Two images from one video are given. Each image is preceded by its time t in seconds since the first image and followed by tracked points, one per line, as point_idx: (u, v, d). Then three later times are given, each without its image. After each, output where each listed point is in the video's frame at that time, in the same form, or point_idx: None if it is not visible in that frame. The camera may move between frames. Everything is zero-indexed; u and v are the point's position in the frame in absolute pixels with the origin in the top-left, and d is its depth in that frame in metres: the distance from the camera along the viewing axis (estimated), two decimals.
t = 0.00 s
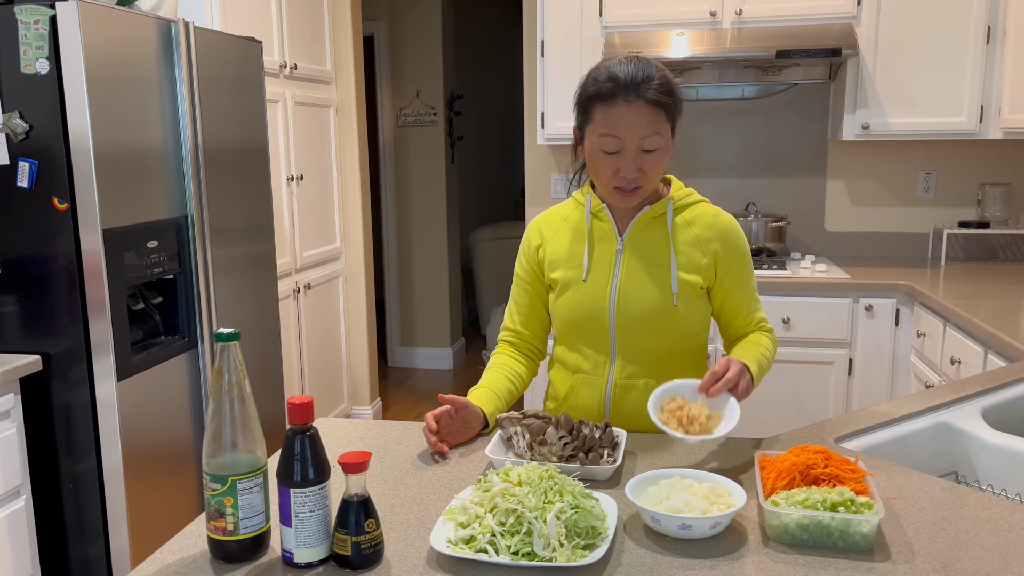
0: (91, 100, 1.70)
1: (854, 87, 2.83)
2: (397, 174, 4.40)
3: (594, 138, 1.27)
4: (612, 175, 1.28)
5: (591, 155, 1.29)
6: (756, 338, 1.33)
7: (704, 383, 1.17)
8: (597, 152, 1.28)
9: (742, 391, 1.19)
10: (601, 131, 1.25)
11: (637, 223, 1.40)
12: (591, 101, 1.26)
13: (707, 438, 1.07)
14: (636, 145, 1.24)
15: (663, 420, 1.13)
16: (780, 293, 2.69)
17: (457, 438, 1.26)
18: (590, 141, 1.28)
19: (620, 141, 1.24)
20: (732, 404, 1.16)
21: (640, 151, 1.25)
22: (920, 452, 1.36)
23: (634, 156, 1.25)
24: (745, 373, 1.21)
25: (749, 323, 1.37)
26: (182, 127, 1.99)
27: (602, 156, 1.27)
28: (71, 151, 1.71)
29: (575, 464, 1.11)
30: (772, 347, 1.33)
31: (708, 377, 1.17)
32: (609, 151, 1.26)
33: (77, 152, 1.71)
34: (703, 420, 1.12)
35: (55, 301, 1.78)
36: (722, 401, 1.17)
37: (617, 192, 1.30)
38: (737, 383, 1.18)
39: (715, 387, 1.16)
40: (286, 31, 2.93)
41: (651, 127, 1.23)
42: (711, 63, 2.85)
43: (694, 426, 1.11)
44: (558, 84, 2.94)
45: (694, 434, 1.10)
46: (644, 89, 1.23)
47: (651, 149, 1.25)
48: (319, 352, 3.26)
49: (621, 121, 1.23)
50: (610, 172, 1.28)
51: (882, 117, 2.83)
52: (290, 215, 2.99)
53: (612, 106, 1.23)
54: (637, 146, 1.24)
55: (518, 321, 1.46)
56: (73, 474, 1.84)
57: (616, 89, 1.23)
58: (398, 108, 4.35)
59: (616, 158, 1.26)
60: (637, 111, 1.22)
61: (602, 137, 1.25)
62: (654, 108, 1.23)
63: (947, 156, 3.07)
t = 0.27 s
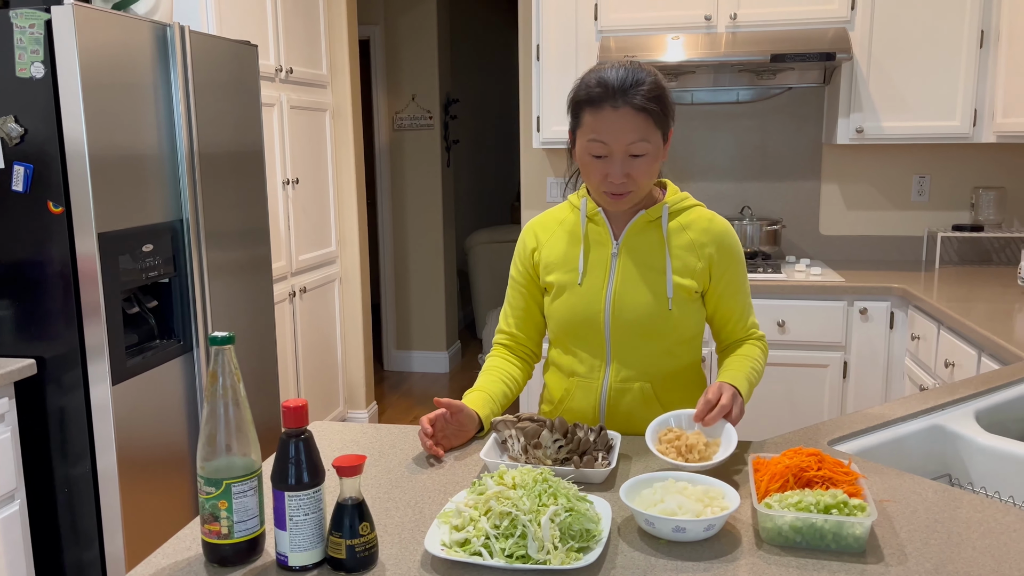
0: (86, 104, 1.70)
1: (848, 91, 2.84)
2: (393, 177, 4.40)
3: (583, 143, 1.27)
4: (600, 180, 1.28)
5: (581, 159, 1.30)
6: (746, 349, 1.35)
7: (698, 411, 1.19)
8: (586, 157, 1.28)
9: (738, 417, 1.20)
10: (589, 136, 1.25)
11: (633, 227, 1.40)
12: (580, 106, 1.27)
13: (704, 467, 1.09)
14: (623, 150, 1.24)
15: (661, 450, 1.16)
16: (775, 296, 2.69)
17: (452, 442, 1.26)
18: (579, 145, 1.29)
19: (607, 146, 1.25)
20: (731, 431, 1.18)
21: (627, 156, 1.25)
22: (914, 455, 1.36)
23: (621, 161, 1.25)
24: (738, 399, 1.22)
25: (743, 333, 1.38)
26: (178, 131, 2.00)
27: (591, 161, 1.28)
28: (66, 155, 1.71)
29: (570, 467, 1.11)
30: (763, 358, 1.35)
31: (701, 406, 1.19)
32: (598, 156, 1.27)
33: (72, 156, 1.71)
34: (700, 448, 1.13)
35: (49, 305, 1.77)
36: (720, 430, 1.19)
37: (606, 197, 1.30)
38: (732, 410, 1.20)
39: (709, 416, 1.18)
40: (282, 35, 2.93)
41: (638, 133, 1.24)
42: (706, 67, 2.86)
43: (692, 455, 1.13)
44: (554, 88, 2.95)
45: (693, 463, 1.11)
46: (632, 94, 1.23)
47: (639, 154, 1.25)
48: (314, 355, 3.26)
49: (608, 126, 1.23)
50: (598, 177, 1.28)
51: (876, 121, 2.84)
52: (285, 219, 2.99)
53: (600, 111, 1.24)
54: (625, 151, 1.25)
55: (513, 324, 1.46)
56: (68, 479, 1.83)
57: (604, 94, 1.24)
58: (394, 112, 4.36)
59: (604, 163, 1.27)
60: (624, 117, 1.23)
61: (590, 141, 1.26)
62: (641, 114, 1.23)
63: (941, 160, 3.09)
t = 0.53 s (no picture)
0: (80, 106, 1.69)
1: (842, 94, 2.85)
2: (389, 180, 4.40)
3: (572, 144, 1.28)
4: (590, 181, 1.28)
5: (571, 161, 1.30)
6: (739, 354, 1.36)
7: (691, 424, 1.19)
8: (575, 158, 1.29)
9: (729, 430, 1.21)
10: (578, 137, 1.26)
11: (626, 229, 1.41)
12: (569, 107, 1.28)
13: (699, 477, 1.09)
14: (612, 151, 1.25)
15: (655, 463, 1.14)
16: (769, 299, 2.70)
17: (445, 444, 1.26)
18: (569, 147, 1.29)
19: (596, 147, 1.25)
20: (723, 444, 1.19)
21: (616, 157, 1.25)
22: (907, 456, 1.36)
23: (610, 162, 1.26)
24: (730, 411, 1.23)
25: (735, 338, 1.39)
26: (172, 133, 1.99)
27: (580, 162, 1.28)
28: (60, 157, 1.71)
29: (564, 469, 1.11)
30: (756, 363, 1.36)
31: (694, 418, 1.19)
32: (587, 157, 1.27)
33: (66, 158, 1.70)
34: (695, 460, 1.13)
35: (43, 308, 1.77)
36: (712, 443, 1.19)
37: (596, 199, 1.31)
38: (724, 423, 1.20)
39: (703, 428, 1.18)
40: (277, 38, 2.93)
41: (626, 134, 1.24)
42: (700, 70, 2.87)
43: (686, 467, 1.12)
44: (549, 91, 2.96)
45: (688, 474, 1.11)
46: (620, 96, 1.23)
47: (628, 156, 1.25)
48: (310, 358, 3.25)
49: (596, 127, 1.24)
50: (588, 178, 1.28)
51: (870, 124, 2.85)
52: (280, 221, 2.98)
53: (588, 112, 1.24)
54: (613, 152, 1.25)
55: (507, 326, 1.46)
56: (61, 482, 1.82)
57: (593, 95, 1.24)
58: (389, 115, 4.36)
59: (593, 164, 1.27)
60: (613, 118, 1.23)
61: (579, 143, 1.26)
62: (629, 115, 1.24)
63: (934, 163, 3.10)
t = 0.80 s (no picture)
0: (72, 108, 1.69)
1: (835, 97, 2.86)
2: (383, 183, 4.40)
3: (560, 144, 1.28)
4: (578, 181, 1.28)
5: (559, 161, 1.30)
6: (728, 358, 1.36)
7: (683, 431, 1.19)
8: (563, 158, 1.29)
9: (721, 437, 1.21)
10: (565, 136, 1.26)
11: (618, 231, 1.40)
12: (557, 107, 1.28)
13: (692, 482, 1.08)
14: (598, 150, 1.24)
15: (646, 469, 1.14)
16: (764, 301, 2.70)
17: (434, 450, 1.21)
18: (557, 147, 1.29)
19: (583, 146, 1.25)
20: (714, 451, 1.18)
21: (603, 156, 1.25)
22: (900, 458, 1.37)
23: (597, 161, 1.25)
24: (722, 417, 1.23)
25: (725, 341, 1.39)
26: (165, 136, 1.99)
27: (568, 162, 1.28)
28: (52, 160, 1.70)
29: (556, 472, 1.11)
30: (746, 366, 1.36)
31: (686, 425, 1.19)
32: (574, 156, 1.27)
33: (58, 161, 1.70)
34: (687, 466, 1.13)
35: (34, 311, 1.75)
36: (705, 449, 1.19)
37: (585, 199, 1.30)
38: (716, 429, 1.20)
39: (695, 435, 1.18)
40: (271, 41, 2.93)
41: (612, 132, 1.24)
42: (694, 73, 2.87)
43: (678, 472, 1.12)
44: (543, 94, 2.96)
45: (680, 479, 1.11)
46: (606, 94, 1.24)
47: (615, 154, 1.25)
48: (303, 361, 3.25)
49: (582, 125, 1.24)
50: (576, 178, 1.28)
51: (863, 126, 2.86)
52: (274, 224, 2.98)
53: (575, 111, 1.25)
54: (600, 151, 1.25)
55: (490, 323, 1.43)
56: (53, 486, 1.81)
57: (579, 94, 1.25)
58: (384, 118, 4.36)
59: (580, 163, 1.27)
60: (599, 116, 1.23)
61: (566, 142, 1.26)
62: (615, 113, 1.24)
63: (927, 166, 3.11)
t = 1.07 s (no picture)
0: (64, 109, 1.68)
1: (829, 99, 2.87)
2: (378, 185, 4.39)
3: (545, 143, 1.28)
4: (564, 179, 1.28)
5: (545, 161, 1.30)
6: (718, 359, 1.36)
7: (676, 437, 1.18)
8: (548, 157, 1.28)
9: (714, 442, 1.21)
10: (549, 134, 1.26)
11: (609, 232, 1.40)
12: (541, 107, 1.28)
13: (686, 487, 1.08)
14: (582, 146, 1.24)
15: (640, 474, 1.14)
16: (758, 303, 2.71)
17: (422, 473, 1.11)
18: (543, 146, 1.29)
19: (567, 143, 1.25)
20: (708, 456, 1.18)
21: (587, 152, 1.25)
22: (893, 459, 1.37)
23: (582, 157, 1.25)
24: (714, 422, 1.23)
25: (715, 340, 1.39)
26: (158, 138, 1.98)
27: (554, 160, 1.28)
28: (44, 161, 1.69)
29: (549, 473, 1.11)
30: (733, 368, 1.37)
31: (679, 432, 1.19)
32: (559, 154, 1.26)
33: (50, 162, 1.69)
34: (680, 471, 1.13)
35: (26, 313, 1.74)
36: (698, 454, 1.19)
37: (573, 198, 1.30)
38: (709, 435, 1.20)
39: (688, 442, 1.17)
40: (264, 42, 2.93)
41: (595, 127, 1.24)
42: (688, 75, 2.88)
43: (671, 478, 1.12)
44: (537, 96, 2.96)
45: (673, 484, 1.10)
46: (588, 90, 1.24)
47: (599, 150, 1.25)
48: (297, 363, 3.24)
49: (564, 122, 1.24)
50: (562, 176, 1.28)
51: (857, 128, 2.86)
52: (268, 226, 2.97)
53: (557, 109, 1.25)
54: (584, 147, 1.24)
55: (471, 316, 1.36)
56: (44, 489, 1.80)
57: (560, 91, 1.25)
58: (378, 120, 4.35)
59: (565, 161, 1.26)
60: (581, 112, 1.23)
61: (550, 140, 1.26)
62: (597, 109, 1.23)
63: (920, 168, 3.12)
